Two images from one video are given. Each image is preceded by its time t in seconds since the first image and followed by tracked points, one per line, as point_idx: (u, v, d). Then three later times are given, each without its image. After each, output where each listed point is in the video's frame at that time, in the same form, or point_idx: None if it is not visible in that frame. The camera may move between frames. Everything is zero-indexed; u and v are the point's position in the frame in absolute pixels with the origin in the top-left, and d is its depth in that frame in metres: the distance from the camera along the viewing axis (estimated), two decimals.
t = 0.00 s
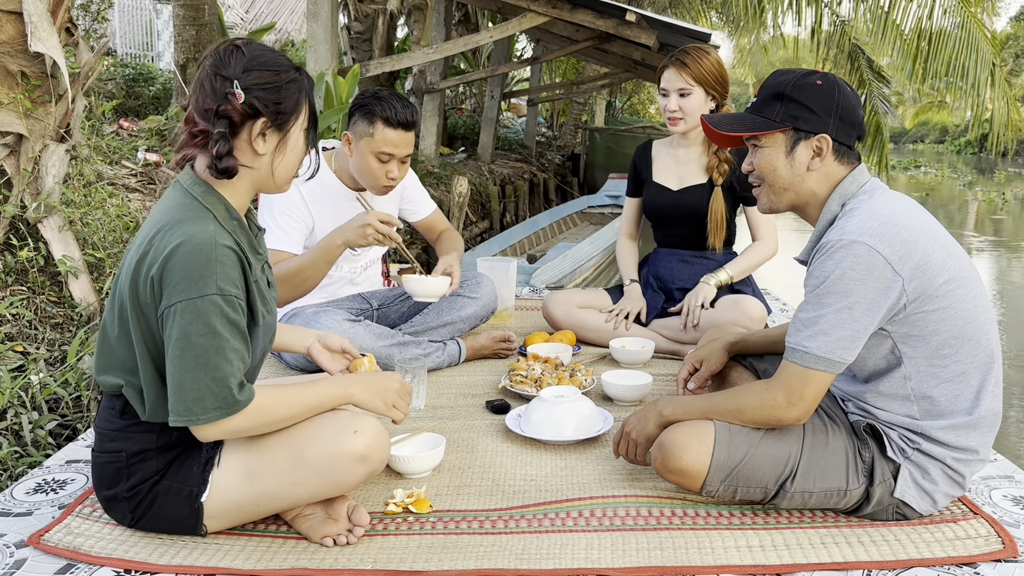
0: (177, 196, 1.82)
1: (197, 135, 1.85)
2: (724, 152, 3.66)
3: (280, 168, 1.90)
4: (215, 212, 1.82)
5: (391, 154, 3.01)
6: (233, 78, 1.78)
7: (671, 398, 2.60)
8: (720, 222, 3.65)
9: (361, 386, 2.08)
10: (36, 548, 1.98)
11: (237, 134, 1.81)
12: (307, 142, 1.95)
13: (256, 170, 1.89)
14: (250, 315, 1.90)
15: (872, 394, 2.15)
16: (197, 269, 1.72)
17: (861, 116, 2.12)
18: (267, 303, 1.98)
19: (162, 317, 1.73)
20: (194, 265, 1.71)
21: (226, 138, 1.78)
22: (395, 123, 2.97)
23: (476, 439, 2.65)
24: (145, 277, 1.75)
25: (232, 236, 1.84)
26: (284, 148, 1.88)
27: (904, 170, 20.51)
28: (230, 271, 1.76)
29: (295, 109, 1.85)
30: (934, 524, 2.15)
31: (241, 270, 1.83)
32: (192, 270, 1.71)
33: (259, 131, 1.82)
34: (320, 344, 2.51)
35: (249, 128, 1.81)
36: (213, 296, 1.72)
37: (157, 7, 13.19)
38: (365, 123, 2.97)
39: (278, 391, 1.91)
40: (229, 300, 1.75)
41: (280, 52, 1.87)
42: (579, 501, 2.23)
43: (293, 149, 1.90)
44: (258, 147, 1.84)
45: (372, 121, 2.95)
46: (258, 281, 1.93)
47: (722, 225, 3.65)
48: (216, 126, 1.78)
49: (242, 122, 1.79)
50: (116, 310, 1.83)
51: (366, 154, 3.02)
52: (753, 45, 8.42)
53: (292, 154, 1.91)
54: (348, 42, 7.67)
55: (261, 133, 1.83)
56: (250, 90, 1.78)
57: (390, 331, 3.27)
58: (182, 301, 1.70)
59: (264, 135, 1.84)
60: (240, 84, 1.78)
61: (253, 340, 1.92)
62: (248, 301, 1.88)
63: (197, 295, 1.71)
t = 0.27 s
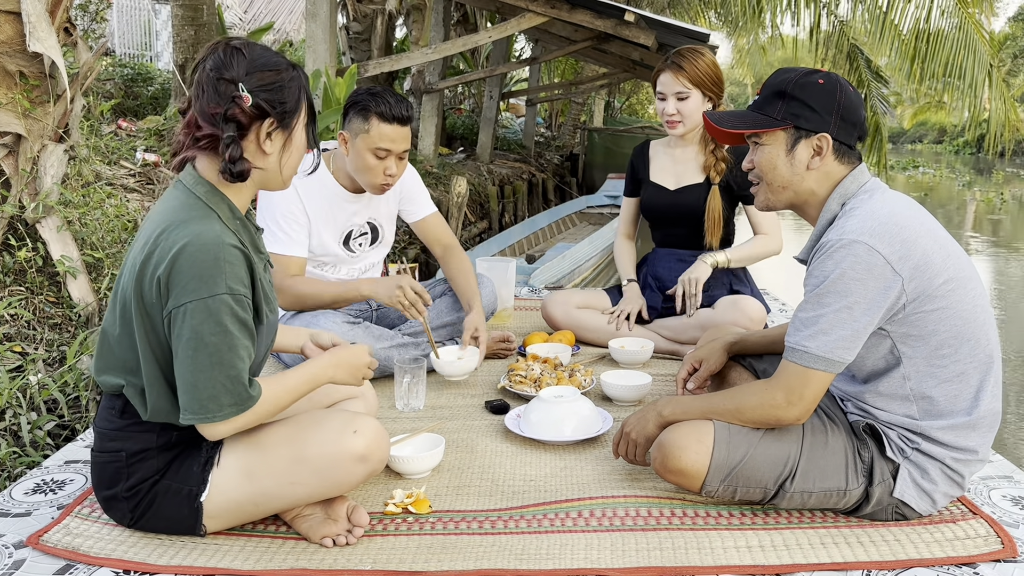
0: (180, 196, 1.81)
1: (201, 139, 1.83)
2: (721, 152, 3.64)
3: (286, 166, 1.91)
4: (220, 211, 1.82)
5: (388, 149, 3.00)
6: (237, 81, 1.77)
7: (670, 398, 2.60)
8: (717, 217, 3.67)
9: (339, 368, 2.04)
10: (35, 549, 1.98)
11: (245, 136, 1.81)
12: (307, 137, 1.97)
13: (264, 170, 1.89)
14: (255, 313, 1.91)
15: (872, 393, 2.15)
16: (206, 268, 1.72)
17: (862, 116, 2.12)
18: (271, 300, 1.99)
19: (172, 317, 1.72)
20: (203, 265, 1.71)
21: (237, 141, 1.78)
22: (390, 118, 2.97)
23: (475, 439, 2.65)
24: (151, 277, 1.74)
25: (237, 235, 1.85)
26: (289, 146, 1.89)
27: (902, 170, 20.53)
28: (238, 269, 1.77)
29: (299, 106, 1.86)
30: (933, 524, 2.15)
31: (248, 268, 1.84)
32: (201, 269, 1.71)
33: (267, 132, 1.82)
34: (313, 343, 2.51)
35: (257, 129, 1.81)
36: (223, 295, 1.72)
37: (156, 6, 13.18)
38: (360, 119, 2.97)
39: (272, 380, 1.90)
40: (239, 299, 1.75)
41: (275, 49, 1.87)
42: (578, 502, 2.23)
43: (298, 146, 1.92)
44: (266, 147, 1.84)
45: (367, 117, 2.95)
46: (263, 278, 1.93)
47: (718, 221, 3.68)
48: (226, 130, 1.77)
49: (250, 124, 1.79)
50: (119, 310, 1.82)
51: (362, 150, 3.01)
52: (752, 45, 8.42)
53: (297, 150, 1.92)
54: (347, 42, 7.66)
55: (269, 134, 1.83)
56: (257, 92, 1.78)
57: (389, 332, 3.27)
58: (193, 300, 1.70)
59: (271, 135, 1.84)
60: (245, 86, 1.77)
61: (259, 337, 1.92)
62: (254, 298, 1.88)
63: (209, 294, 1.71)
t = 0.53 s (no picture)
0: (172, 194, 1.82)
1: (190, 137, 1.85)
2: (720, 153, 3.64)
3: (275, 163, 1.90)
4: (213, 208, 1.83)
5: (390, 149, 2.99)
6: (223, 78, 1.78)
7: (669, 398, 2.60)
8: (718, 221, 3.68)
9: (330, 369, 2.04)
10: (33, 549, 1.98)
11: (231, 134, 1.82)
12: (300, 134, 1.95)
13: (252, 167, 1.89)
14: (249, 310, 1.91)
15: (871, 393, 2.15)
16: (198, 264, 1.72)
17: (864, 117, 2.12)
18: (265, 298, 1.98)
19: (165, 313, 1.72)
20: (195, 261, 1.71)
21: (221, 139, 1.79)
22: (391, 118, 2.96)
23: (474, 440, 2.65)
24: (145, 274, 1.74)
25: (230, 232, 1.85)
26: (278, 143, 1.88)
27: (900, 171, 20.54)
28: (231, 265, 1.77)
29: (286, 103, 1.85)
30: (932, 525, 2.15)
31: (241, 264, 1.84)
32: (193, 265, 1.71)
33: (253, 129, 1.83)
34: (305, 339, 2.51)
35: (243, 127, 1.82)
36: (215, 291, 1.72)
37: (154, 6, 13.19)
38: (361, 119, 2.97)
39: (267, 379, 1.89)
40: (231, 295, 1.75)
41: (264, 46, 1.86)
42: (577, 502, 2.23)
43: (288, 142, 1.90)
44: (252, 144, 1.84)
45: (368, 117, 2.94)
46: (257, 276, 1.93)
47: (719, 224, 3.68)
48: (211, 128, 1.79)
49: (235, 122, 1.80)
50: (114, 309, 1.82)
51: (364, 150, 3.01)
52: (750, 46, 8.43)
53: (287, 146, 1.91)
54: (345, 42, 7.67)
55: (255, 131, 1.83)
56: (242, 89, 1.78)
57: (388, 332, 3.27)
58: (185, 296, 1.70)
59: (258, 132, 1.84)
60: (230, 84, 1.77)
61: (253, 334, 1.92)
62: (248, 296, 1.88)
63: (201, 290, 1.71)
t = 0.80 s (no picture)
0: (157, 192, 1.82)
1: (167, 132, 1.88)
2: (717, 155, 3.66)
3: (249, 156, 1.89)
4: (198, 204, 1.83)
5: (389, 141, 3.00)
6: (191, 72, 1.79)
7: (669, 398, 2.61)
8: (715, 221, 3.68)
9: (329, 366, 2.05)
10: (33, 550, 1.97)
11: (201, 128, 1.83)
12: (279, 127, 1.93)
13: (228, 160, 1.90)
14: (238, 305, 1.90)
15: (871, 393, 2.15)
16: (183, 260, 1.72)
17: (866, 116, 2.11)
18: (255, 293, 1.98)
19: (152, 310, 1.73)
20: (179, 257, 1.72)
21: (187, 132, 1.80)
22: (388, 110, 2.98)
23: (474, 440, 2.65)
24: (131, 271, 1.75)
25: (216, 227, 1.84)
26: (252, 134, 1.87)
27: (899, 172, 20.57)
28: (216, 261, 1.77)
29: (257, 95, 1.84)
30: (931, 525, 2.15)
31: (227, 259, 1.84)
32: (178, 261, 1.71)
33: (222, 122, 1.83)
34: (300, 334, 2.53)
35: (212, 120, 1.82)
36: (201, 286, 1.72)
37: (153, 7, 13.21)
38: (359, 114, 3.00)
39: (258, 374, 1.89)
40: (217, 289, 1.75)
41: (237, 39, 1.87)
42: (577, 503, 2.24)
43: (263, 135, 1.89)
44: (224, 137, 1.84)
45: (365, 111, 2.97)
46: (245, 270, 1.93)
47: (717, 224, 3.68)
48: (178, 121, 1.80)
49: (203, 116, 1.81)
50: (104, 308, 1.83)
51: (363, 145, 3.02)
52: (748, 47, 8.44)
53: (262, 139, 1.89)
54: (344, 43, 7.67)
55: (226, 123, 1.83)
56: (207, 82, 1.79)
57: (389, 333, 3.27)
58: (170, 292, 1.70)
59: (229, 125, 1.84)
60: (198, 77, 1.78)
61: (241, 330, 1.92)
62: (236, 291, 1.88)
63: (186, 286, 1.71)
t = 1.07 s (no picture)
0: (144, 190, 1.82)
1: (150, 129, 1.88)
2: (713, 157, 3.67)
3: (234, 150, 1.89)
4: (185, 201, 1.83)
5: (384, 134, 3.01)
6: (173, 68, 1.80)
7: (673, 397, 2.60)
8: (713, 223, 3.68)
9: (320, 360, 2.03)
10: (33, 550, 1.97)
11: (185, 123, 1.83)
12: (263, 122, 1.93)
13: (212, 156, 1.89)
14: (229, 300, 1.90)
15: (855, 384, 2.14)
16: (171, 257, 1.72)
17: (830, 84, 2.01)
18: (247, 287, 1.98)
19: (142, 308, 1.73)
20: (168, 254, 1.72)
21: (170, 127, 1.80)
22: (381, 103, 3.00)
23: (473, 441, 2.65)
24: (121, 271, 1.75)
25: (204, 224, 1.84)
26: (235, 129, 1.87)
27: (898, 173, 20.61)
28: (205, 256, 1.77)
29: (239, 89, 1.84)
30: (930, 526, 2.15)
31: (216, 255, 1.84)
32: (167, 259, 1.71)
33: (206, 116, 1.83)
34: (295, 330, 2.52)
35: (195, 115, 1.82)
36: (190, 283, 1.72)
37: (153, 8, 13.23)
38: (353, 108, 3.01)
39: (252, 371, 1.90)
40: (207, 285, 1.75)
41: (220, 35, 1.87)
42: (577, 503, 2.24)
43: (247, 129, 1.89)
44: (207, 132, 1.85)
45: (358, 105, 2.99)
46: (235, 265, 1.93)
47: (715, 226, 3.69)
48: (161, 117, 1.81)
49: (186, 111, 1.81)
50: (96, 309, 1.83)
51: (358, 139, 3.02)
52: (747, 48, 8.45)
53: (246, 133, 1.89)
54: (344, 44, 7.68)
55: (209, 118, 1.83)
56: (190, 77, 1.79)
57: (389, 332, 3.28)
58: (160, 289, 1.70)
59: (213, 120, 1.84)
60: (180, 73, 1.79)
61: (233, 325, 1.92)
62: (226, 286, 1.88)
63: (175, 283, 1.71)
